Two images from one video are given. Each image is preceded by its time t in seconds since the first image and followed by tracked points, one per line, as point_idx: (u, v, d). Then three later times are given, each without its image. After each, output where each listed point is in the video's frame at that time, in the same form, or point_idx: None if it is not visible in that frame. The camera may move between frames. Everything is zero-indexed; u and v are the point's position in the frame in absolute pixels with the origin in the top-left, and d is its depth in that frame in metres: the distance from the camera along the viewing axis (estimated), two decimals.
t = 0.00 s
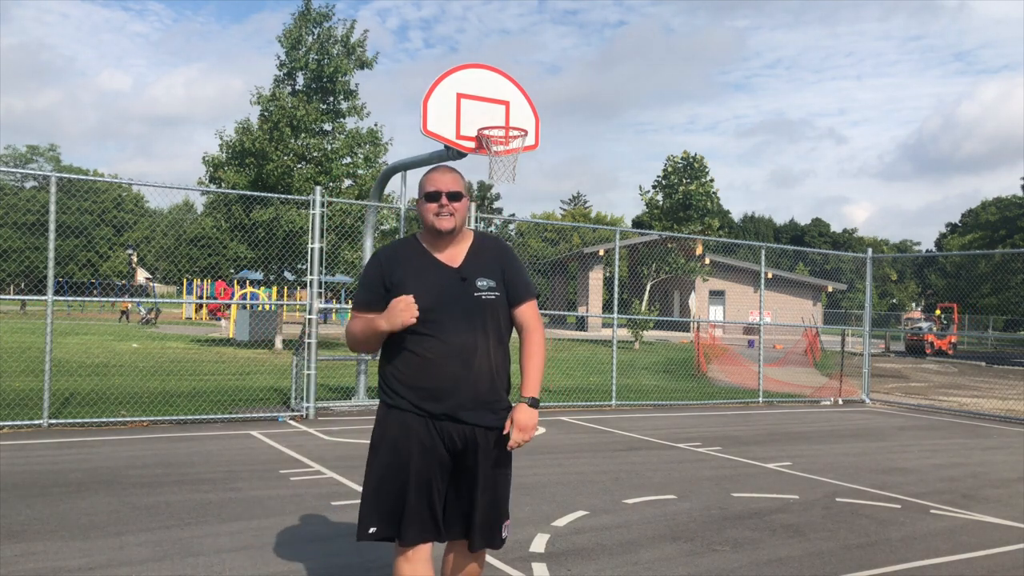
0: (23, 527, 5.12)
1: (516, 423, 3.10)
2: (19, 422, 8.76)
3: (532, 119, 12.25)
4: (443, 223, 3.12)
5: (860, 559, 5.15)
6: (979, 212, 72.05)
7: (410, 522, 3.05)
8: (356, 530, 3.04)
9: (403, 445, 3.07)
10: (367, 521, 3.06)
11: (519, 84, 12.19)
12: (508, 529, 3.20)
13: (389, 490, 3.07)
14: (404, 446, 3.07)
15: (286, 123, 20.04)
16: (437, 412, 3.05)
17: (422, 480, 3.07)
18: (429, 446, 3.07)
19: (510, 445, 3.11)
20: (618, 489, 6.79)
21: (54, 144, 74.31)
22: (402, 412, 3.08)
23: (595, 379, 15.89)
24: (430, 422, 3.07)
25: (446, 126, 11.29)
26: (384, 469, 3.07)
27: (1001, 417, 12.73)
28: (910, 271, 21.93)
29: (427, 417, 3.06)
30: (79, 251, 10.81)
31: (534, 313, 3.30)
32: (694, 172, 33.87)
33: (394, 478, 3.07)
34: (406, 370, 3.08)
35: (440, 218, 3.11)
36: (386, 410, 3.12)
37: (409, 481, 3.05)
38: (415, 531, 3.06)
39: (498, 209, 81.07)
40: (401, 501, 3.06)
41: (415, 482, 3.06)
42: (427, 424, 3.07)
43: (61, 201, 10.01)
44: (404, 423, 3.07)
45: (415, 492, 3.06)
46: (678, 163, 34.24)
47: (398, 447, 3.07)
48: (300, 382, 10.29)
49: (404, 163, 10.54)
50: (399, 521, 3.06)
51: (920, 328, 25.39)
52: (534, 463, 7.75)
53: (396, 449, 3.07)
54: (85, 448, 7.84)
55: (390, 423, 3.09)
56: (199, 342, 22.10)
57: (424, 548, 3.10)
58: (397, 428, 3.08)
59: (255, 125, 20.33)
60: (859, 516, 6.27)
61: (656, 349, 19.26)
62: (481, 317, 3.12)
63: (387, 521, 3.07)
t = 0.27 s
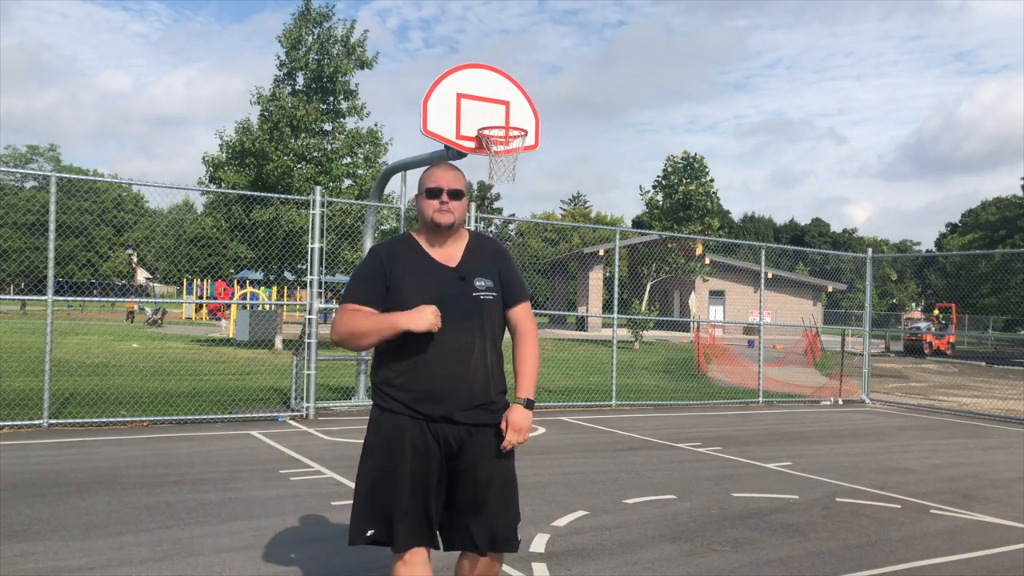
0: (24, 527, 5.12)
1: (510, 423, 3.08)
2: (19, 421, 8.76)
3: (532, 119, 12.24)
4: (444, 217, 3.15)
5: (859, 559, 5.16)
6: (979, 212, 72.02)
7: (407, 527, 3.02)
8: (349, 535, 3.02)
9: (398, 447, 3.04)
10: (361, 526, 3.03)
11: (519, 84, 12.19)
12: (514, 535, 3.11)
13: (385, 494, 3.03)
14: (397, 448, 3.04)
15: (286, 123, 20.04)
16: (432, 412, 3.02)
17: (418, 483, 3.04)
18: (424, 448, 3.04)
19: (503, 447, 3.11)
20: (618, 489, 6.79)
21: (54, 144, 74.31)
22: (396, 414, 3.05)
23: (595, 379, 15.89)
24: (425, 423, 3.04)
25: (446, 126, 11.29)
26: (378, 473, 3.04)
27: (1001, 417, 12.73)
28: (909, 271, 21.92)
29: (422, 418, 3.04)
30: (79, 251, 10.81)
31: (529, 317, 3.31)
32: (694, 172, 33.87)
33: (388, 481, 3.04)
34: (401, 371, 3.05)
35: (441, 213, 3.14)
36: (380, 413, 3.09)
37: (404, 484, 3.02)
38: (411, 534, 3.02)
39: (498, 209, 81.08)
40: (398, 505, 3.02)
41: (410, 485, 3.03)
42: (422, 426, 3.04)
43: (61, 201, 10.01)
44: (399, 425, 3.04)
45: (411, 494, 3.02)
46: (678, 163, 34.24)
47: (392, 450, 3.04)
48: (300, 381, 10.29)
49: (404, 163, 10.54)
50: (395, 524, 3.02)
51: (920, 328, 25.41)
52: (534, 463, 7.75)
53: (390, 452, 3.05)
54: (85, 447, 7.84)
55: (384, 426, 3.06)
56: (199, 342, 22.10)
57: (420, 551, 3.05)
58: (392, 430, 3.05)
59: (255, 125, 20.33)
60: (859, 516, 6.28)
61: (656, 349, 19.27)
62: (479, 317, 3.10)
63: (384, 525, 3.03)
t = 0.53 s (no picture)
0: (24, 527, 5.12)
1: (517, 430, 3.14)
2: (19, 421, 8.76)
3: (532, 119, 12.24)
4: (449, 216, 3.15)
5: (860, 559, 5.15)
6: (979, 212, 72.03)
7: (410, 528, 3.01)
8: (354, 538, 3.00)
9: (401, 448, 3.03)
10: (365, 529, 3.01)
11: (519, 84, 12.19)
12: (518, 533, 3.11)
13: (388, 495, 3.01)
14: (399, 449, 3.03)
15: (286, 123, 20.04)
16: (433, 412, 3.02)
17: (421, 483, 3.03)
18: (426, 448, 3.04)
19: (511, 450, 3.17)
20: (618, 489, 6.79)
21: (53, 144, 74.29)
22: (398, 414, 3.04)
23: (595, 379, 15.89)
24: (427, 423, 3.03)
25: (445, 126, 11.29)
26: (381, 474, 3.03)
27: (1000, 417, 12.73)
28: (909, 271, 21.91)
29: (424, 418, 3.03)
30: (79, 251, 10.82)
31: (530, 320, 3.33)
32: (694, 172, 33.88)
33: (391, 482, 3.02)
34: (403, 370, 3.04)
35: (447, 211, 3.14)
36: (381, 414, 3.09)
37: (406, 485, 3.01)
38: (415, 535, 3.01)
39: (498, 209, 81.08)
40: (400, 506, 3.01)
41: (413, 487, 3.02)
42: (424, 426, 3.03)
43: (61, 201, 10.02)
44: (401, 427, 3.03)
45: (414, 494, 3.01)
46: (678, 163, 34.24)
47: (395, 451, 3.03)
48: (300, 382, 10.29)
49: (404, 163, 10.54)
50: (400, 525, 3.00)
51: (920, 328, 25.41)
52: (534, 463, 7.75)
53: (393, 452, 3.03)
54: (85, 447, 7.84)
55: (386, 427, 3.06)
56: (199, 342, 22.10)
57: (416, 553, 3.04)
58: (394, 432, 3.04)
59: (255, 125, 20.33)
60: (859, 516, 6.28)
61: (656, 349, 19.27)
62: (481, 317, 3.11)
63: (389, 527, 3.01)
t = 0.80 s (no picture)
0: (24, 527, 5.12)
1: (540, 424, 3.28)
2: (19, 421, 8.76)
3: (532, 120, 12.24)
4: (463, 219, 3.14)
5: (859, 560, 5.15)
6: (980, 212, 71.99)
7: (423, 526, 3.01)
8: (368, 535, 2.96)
9: (414, 446, 3.03)
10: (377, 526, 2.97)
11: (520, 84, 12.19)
12: (527, 530, 3.18)
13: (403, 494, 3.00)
14: (413, 447, 3.02)
15: (286, 123, 20.03)
16: (449, 411, 3.03)
17: (436, 482, 3.03)
18: (439, 447, 3.04)
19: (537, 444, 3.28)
20: (618, 489, 6.78)
21: (54, 144, 74.31)
22: (412, 412, 3.04)
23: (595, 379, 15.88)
24: (441, 422, 3.04)
25: (445, 126, 11.29)
26: (394, 471, 3.01)
27: (1000, 417, 12.73)
28: (909, 271, 21.90)
29: (438, 417, 3.03)
30: (79, 251, 10.82)
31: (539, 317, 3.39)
32: (694, 172, 33.88)
33: (403, 480, 3.01)
34: (417, 368, 3.04)
35: (462, 214, 3.13)
36: (394, 410, 3.07)
37: (420, 483, 3.01)
38: (427, 532, 3.01)
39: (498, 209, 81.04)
40: (413, 503, 3.00)
41: (425, 484, 3.02)
42: (439, 425, 3.03)
43: (61, 201, 10.03)
44: (415, 424, 3.03)
45: (428, 493, 3.02)
46: (678, 163, 34.24)
47: (410, 449, 3.03)
48: (300, 382, 10.29)
49: (404, 164, 10.54)
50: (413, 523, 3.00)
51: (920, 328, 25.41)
52: (534, 463, 7.75)
53: (407, 451, 3.03)
54: (85, 447, 7.83)
55: (399, 425, 3.04)
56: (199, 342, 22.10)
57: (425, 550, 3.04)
58: (408, 429, 3.03)
59: (255, 125, 20.31)
60: (859, 516, 6.27)
61: (656, 349, 19.27)
62: (493, 317, 3.12)
63: (401, 527, 2.99)
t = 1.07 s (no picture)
0: (24, 527, 5.12)
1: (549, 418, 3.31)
2: (19, 421, 8.76)
3: (532, 120, 12.24)
4: (486, 221, 3.14)
5: (859, 559, 5.15)
6: (980, 212, 71.98)
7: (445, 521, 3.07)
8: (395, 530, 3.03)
9: (437, 444, 3.06)
10: (399, 522, 3.03)
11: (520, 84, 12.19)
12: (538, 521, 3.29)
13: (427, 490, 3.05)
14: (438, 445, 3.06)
15: (286, 123, 20.03)
16: (473, 409, 3.06)
17: (458, 478, 3.08)
18: (462, 444, 3.08)
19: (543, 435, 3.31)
20: (618, 489, 6.79)
21: (54, 143, 74.31)
22: (435, 410, 3.07)
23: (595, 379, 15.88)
24: (464, 420, 3.07)
25: (446, 126, 11.29)
26: (417, 468, 3.05)
27: (1001, 417, 12.73)
28: (909, 271, 21.89)
29: (462, 415, 3.07)
30: (79, 251, 10.82)
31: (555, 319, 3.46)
32: (694, 172, 33.87)
33: (426, 478, 3.05)
34: (440, 367, 3.06)
35: (484, 216, 3.14)
36: (416, 407, 3.10)
37: (443, 481, 3.06)
38: (448, 527, 3.07)
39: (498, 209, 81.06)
40: (437, 499, 3.06)
41: (448, 481, 3.07)
42: (462, 423, 3.07)
43: (61, 201, 10.04)
44: (439, 423, 3.06)
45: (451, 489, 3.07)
46: (678, 163, 34.24)
47: (433, 446, 3.07)
48: (300, 381, 10.29)
49: (404, 164, 10.55)
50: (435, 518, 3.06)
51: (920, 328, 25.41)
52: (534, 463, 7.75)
53: (430, 448, 3.07)
54: (84, 448, 7.83)
55: (422, 423, 3.08)
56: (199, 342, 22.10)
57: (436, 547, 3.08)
58: (432, 427, 3.07)
59: (255, 125, 20.30)
60: (859, 516, 6.27)
61: (656, 349, 19.27)
62: (515, 317, 3.14)
63: (424, 522, 3.05)
